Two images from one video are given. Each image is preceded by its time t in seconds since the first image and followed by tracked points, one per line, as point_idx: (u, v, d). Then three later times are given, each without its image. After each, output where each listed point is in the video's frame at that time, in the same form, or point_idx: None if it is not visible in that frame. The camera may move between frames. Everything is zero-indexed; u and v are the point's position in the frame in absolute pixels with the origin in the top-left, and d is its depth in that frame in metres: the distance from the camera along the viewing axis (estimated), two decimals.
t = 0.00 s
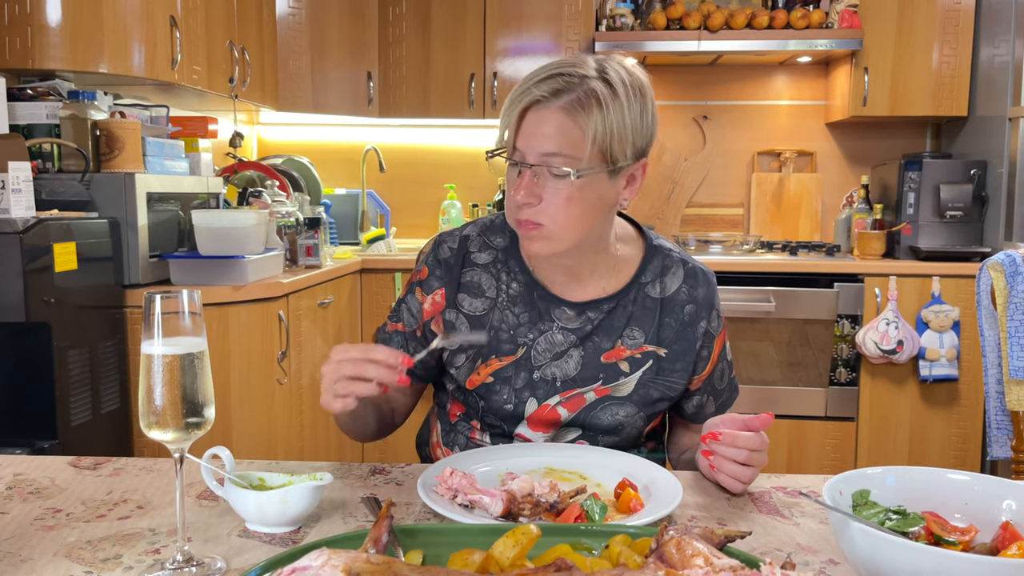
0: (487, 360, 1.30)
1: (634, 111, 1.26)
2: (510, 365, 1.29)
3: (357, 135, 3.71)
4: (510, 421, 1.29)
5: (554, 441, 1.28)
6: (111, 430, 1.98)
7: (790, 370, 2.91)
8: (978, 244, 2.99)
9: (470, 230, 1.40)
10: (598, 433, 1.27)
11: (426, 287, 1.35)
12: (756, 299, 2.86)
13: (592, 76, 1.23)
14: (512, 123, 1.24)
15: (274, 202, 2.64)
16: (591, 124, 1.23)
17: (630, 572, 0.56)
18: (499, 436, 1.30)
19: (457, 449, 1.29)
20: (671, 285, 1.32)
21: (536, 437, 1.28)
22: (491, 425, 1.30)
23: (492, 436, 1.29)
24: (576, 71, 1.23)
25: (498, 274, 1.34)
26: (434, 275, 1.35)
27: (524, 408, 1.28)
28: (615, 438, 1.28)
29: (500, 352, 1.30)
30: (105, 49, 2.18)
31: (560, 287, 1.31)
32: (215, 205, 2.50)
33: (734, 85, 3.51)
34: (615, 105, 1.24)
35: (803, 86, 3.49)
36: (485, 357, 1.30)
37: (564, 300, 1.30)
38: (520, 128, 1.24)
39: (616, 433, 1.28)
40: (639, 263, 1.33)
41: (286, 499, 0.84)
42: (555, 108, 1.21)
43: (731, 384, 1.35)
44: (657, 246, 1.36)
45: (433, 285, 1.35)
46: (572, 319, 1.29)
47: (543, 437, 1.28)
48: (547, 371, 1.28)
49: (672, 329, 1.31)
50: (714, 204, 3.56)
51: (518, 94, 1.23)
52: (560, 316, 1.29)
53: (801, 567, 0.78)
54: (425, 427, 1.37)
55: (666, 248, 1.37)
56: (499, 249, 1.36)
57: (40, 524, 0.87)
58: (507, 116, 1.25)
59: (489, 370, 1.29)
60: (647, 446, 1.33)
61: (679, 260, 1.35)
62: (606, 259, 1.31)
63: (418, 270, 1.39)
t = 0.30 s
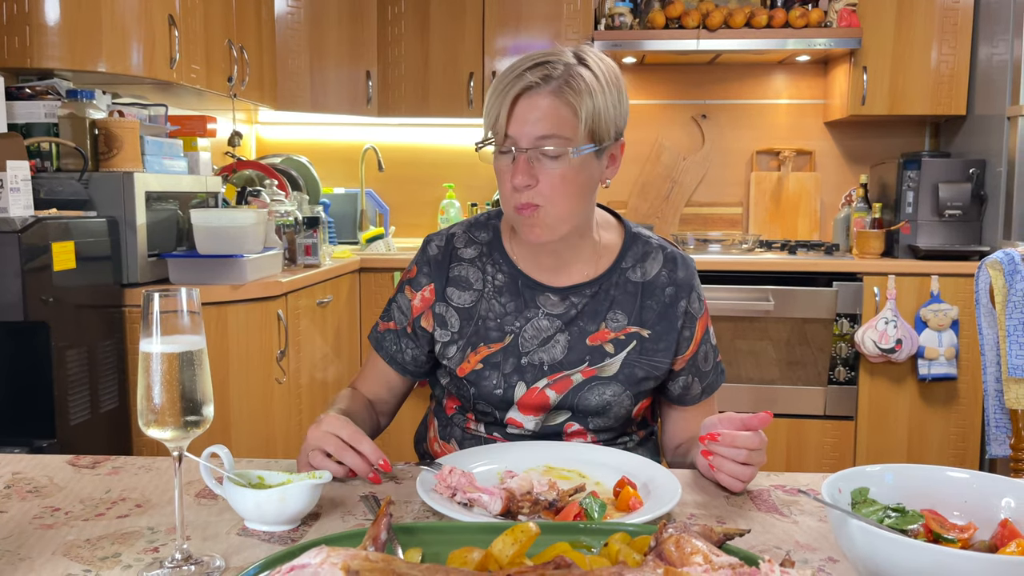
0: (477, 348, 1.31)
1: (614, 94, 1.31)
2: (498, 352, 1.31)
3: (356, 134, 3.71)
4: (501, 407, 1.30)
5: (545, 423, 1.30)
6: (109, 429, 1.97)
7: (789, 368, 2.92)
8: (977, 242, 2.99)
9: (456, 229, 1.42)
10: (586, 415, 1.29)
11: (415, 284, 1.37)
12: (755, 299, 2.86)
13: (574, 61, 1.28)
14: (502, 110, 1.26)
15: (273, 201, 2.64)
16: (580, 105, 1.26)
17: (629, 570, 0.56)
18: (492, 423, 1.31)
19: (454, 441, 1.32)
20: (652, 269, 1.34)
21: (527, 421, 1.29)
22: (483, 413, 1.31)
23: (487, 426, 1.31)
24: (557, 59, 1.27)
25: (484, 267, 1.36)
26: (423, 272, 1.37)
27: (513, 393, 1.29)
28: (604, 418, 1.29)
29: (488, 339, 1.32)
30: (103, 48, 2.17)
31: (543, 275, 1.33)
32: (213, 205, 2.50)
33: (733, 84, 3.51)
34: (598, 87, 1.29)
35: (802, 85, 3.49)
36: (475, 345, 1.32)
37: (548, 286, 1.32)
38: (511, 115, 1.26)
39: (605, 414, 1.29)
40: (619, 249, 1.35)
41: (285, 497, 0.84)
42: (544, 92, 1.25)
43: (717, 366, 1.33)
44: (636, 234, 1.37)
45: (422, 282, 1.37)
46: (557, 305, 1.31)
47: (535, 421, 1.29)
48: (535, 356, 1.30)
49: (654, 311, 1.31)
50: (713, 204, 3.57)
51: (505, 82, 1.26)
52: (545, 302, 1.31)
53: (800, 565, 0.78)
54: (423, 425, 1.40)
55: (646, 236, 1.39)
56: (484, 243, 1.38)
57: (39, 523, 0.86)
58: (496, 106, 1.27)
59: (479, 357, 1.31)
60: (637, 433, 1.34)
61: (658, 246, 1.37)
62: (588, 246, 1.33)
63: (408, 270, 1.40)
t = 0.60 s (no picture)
0: (464, 339, 1.33)
1: (596, 81, 1.37)
2: (485, 342, 1.32)
3: (356, 134, 3.71)
4: (489, 396, 1.31)
5: (533, 411, 1.31)
6: (109, 429, 1.97)
7: (788, 368, 2.92)
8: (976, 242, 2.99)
9: (440, 228, 1.43)
10: (573, 402, 1.30)
11: (402, 283, 1.37)
12: (754, 298, 2.86)
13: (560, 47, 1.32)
14: (495, 94, 1.29)
15: (273, 201, 2.66)
16: (571, 87, 1.31)
17: (629, 569, 0.56)
18: (484, 418, 1.32)
19: (447, 440, 1.32)
20: (632, 258, 1.35)
21: (516, 410, 1.30)
22: (472, 405, 1.32)
23: (478, 422, 1.31)
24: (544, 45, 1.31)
25: (469, 262, 1.37)
26: (409, 270, 1.37)
27: (500, 382, 1.30)
28: (591, 404, 1.30)
29: (475, 331, 1.33)
30: (102, 47, 2.17)
31: (527, 266, 1.35)
32: (213, 204, 2.50)
33: (732, 84, 3.51)
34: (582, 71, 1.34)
35: (801, 85, 3.49)
36: (462, 337, 1.33)
37: (532, 277, 1.33)
38: (503, 98, 1.30)
39: (591, 399, 1.30)
40: (599, 240, 1.36)
41: (284, 497, 0.84)
42: (536, 75, 1.29)
43: (701, 353, 1.33)
44: (614, 225, 1.39)
45: (409, 279, 1.37)
46: (540, 295, 1.32)
47: (523, 409, 1.30)
48: (521, 346, 1.31)
49: (635, 298, 1.33)
50: (712, 203, 3.57)
51: (497, 68, 1.29)
52: (529, 293, 1.33)
53: (799, 564, 0.78)
54: (418, 428, 1.39)
55: (625, 227, 1.41)
56: (467, 239, 1.39)
57: (38, 523, 0.86)
58: (486, 92, 1.30)
59: (466, 348, 1.32)
60: (626, 424, 1.35)
61: (638, 236, 1.38)
62: (570, 235, 1.34)
63: (395, 270, 1.41)
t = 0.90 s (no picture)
0: (457, 336, 1.33)
1: (568, 82, 1.36)
2: (478, 339, 1.32)
3: (356, 135, 3.71)
4: (482, 392, 1.30)
5: (525, 408, 1.31)
6: (109, 429, 1.98)
7: (787, 369, 2.92)
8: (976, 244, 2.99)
9: (434, 228, 1.44)
10: (566, 399, 1.30)
11: (395, 280, 1.37)
12: (754, 299, 2.86)
13: (531, 51, 1.33)
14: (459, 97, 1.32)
15: (273, 202, 2.66)
16: (533, 91, 1.31)
17: (630, 572, 0.56)
18: (479, 417, 1.32)
19: (444, 442, 1.31)
20: (624, 256, 1.36)
21: (508, 407, 1.30)
22: (466, 401, 1.32)
23: (474, 422, 1.31)
24: (514, 49, 1.32)
25: (461, 260, 1.37)
26: (403, 267, 1.38)
27: (493, 378, 1.30)
28: (584, 402, 1.30)
29: (468, 328, 1.33)
30: (103, 48, 2.17)
31: (518, 264, 1.35)
32: (213, 205, 2.50)
33: (732, 85, 3.51)
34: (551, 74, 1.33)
35: (801, 86, 3.49)
36: (455, 334, 1.33)
37: (523, 275, 1.33)
38: (467, 102, 1.32)
39: (583, 396, 1.30)
40: (590, 239, 1.37)
41: (285, 499, 0.84)
42: (498, 79, 1.30)
43: (693, 350, 1.34)
44: (605, 224, 1.39)
45: (402, 277, 1.37)
46: (532, 293, 1.32)
47: (515, 405, 1.30)
48: (513, 342, 1.31)
49: (627, 295, 1.33)
50: (712, 204, 3.57)
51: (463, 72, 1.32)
52: (521, 291, 1.33)
53: (799, 567, 0.78)
54: (415, 431, 1.38)
55: (616, 226, 1.41)
56: (461, 239, 1.40)
57: (39, 525, 0.86)
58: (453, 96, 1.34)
59: (459, 345, 1.32)
60: (620, 422, 1.35)
61: (629, 235, 1.38)
62: (558, 234, 1.36)
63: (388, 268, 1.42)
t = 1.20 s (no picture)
0: (451, 335, 1.33)
1: (556, 82, 1.36)
2: (472, 339, 1.32)
3: (356, 136, 3.72)
4: (476, 392, 1.30)
5: (519, 408, 1.31)
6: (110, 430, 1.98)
7: (787, 370, 2.92)
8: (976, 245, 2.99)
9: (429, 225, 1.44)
10: (559, 399, 1.30)
11: (387, 265, 1.38)
12: (755, 300, 2.87)
13: (519, 53, 1.33)
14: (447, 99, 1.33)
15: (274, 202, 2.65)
16: (520, 92, 1.31)
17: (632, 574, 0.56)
18: (474, 419, 1.31)
19: (441, 443, 1.31)
20: (616, 257, 1.36)
21: (502, 407, 1.30)
22: (460, 400, 1.31)
23: (470, 423, 1.31)
24: (502, 51, 1.33)
25: (456, 260, 1.38)
26: (397, 257, 1.39)
27: (487, 377, 1.30)
28: (578, 402, 1.31)
29: (463, 328, 1.33)
30: (104, 48, 2.17)
31: (510, 264, 1.36)
32: (214, 205, 2.51)
33: (733, 86, 3.51)
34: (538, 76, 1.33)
35: (802, 87, 3.49)
36: (449, 333, 1.33)
37: (516, 277, 1.33)
38: (455, 103, 1.33)
39: (576, 397, 1.30)
40: (582, 241, 1.37)
41: (286, 500, 0.85)
42: (484, 81, 1.31)
43: (687, 351, 1.34)
44: (598, 225, 1.40)
45: (394, 264, 1.38)
46: (525, 294, 1.33)
47: (508, 406, 1.30)
48: (507, 342, 1.31)
49: (620, 296, 1.33)
50: (712, 205, 3.57)
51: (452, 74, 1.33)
52: (514, 292, 1.33)
53: (800, 569, 0.78)
54: (412, 433, 1.38)
55: (609, 227, 1.41)
56: (456, 237, 1.40)
57: (41, 525, 0.87)
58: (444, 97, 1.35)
59: (454, 344, 1.32)
60: (615, 422, 1.36)
61: (621, 236, 1.39)
62: (549, 235, 1.36)
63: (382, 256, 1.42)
